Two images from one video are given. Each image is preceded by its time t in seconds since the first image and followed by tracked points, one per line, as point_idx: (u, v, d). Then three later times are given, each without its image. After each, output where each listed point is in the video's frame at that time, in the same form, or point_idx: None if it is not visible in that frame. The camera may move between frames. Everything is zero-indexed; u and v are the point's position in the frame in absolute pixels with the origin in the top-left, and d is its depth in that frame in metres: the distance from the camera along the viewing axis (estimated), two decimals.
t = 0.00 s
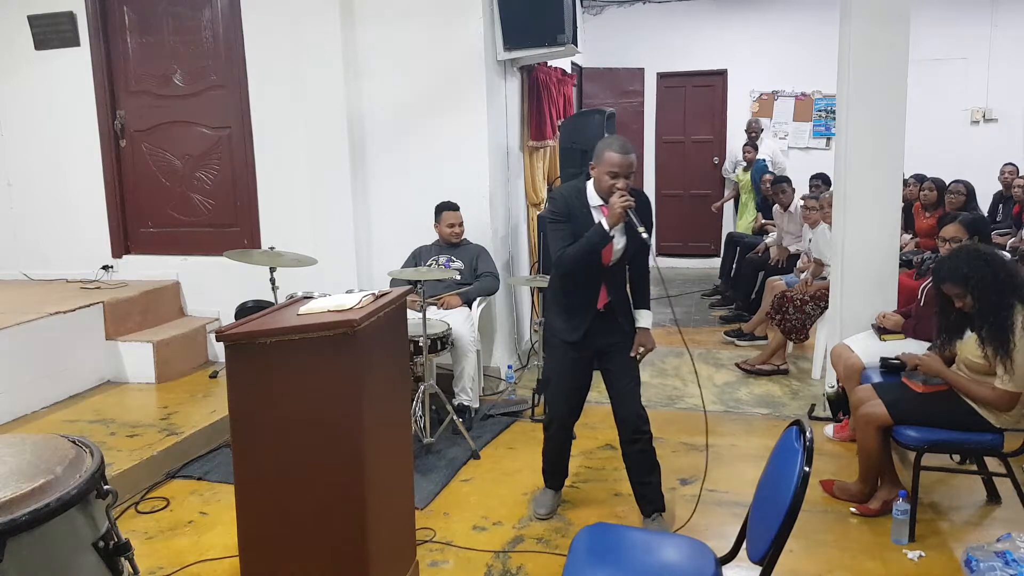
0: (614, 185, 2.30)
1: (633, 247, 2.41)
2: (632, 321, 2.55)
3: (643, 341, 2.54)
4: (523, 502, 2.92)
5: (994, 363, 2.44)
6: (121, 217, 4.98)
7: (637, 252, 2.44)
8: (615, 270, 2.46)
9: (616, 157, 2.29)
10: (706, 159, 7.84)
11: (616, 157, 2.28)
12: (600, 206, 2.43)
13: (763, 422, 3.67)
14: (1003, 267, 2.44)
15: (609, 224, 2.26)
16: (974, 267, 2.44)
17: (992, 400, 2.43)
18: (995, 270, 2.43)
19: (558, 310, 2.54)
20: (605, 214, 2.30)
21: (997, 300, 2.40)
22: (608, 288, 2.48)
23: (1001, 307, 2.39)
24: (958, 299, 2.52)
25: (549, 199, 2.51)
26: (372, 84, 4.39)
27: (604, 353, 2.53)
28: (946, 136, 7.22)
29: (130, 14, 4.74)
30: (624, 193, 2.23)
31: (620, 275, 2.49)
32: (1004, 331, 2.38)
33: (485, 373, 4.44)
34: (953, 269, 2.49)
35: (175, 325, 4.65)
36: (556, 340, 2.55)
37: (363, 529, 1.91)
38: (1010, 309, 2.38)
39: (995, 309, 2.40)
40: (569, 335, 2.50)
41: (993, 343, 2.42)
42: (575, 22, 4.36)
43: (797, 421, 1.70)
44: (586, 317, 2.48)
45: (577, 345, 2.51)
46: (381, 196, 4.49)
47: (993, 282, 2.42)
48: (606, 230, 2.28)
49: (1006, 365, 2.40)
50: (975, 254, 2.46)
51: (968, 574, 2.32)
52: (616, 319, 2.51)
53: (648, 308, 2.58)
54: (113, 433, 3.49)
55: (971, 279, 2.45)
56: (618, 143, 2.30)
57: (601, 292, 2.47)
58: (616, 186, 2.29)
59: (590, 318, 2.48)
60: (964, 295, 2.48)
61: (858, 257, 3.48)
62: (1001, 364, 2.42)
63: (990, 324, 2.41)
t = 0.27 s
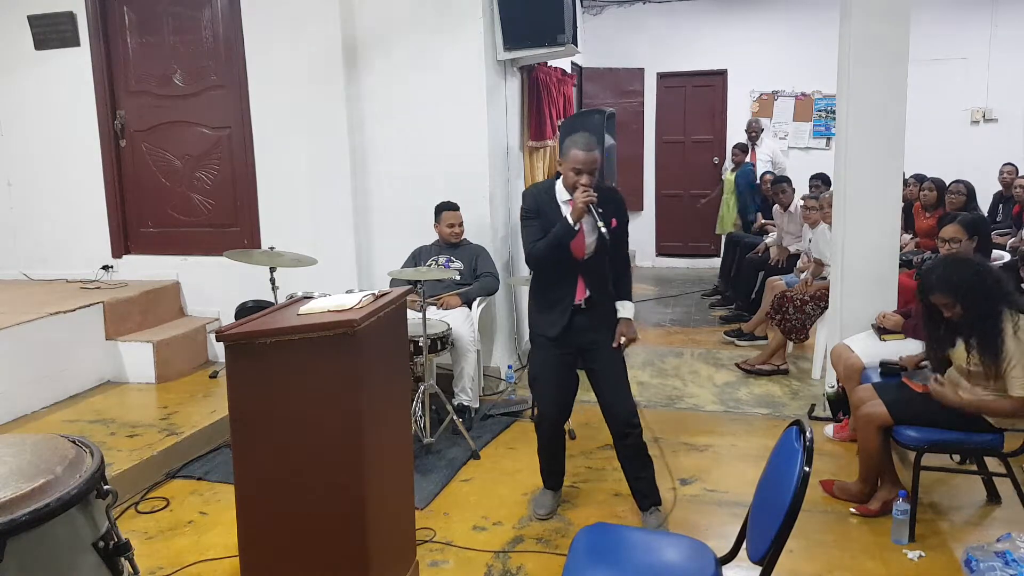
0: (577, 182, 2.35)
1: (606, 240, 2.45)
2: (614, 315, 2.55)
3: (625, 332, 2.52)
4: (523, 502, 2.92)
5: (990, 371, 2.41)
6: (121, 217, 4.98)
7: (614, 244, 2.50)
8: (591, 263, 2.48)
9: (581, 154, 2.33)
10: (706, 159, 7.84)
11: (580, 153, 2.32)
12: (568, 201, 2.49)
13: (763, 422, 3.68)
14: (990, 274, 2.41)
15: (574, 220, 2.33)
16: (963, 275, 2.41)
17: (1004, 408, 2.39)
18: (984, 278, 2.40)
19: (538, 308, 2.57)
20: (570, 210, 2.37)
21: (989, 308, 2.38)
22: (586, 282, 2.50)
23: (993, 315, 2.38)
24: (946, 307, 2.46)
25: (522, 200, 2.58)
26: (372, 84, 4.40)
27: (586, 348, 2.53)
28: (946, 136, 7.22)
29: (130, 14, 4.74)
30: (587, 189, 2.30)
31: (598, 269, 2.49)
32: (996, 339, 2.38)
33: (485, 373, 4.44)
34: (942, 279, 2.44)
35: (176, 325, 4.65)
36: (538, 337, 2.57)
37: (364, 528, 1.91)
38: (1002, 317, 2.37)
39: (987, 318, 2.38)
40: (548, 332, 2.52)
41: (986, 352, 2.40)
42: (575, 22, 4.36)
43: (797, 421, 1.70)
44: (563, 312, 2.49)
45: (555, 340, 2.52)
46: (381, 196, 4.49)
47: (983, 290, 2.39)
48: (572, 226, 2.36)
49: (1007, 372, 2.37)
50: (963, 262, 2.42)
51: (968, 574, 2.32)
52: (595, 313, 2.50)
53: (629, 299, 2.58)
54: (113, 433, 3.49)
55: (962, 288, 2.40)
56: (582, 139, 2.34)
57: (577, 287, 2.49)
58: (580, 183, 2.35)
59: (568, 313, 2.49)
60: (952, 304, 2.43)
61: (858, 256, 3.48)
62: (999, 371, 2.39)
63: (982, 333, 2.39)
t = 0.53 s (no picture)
0: (564, 172, 2.39)
1: (597, 228, 2.51)
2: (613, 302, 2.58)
3: (621, 311, 2.55)
4: (523, 502, 2.92)
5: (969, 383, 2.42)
6: (121, 217, 4.98)
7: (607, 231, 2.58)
8: (586, 255, 2.52)
9: (564, 145, 2.38)
10: (706, 159, 7.84)
11: (563, 144, 2.36)
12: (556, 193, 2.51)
13: (763, 422, 3.68)
14: (970, 287, 2.41)
15: (563, 211, 2.35)
16: (941, 288, 2.42)
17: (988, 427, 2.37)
18: (962, 291, 2.40)
19: (534, 304, 2.57)
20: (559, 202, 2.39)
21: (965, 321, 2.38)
22: (583, 275, 2.53)
23: (968, 327, 2.37)
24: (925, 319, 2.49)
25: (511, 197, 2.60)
26: (373, 84, 4.40)
27: (587, 340, 2.54)
28: (946, 136, 7.22)
29: (130, 14, 4.74)
30: (574, 179, 2.33)
31: (593, 260, 2.53)
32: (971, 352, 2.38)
33: (485, 373, 4.44)
34: (921, 291, 2.47)
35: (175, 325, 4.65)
36: (536, 334, 2.56)
37: (364, 528, 1.91)
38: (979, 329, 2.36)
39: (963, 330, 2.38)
40: (548, 326, 2.52)
41: (962, 364, 2.41)
42: (575, 22, 4.36)
43: (797, 421, 1.70)
44: (562, 305, 2.50)
45: (555, 335, 2.53)
46: (381, 196, 4.49)
47: (960, 303, 2.40)
48: (563, 216, 2.37)
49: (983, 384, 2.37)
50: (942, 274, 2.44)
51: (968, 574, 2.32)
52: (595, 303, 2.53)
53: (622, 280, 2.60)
54: (113, 433, 3.49)
55: (940, 300, 2.42)
56: (563, 130, 2.38)
57: (574, 279, 2.51)
58: (567, 173, 2.38)
59: (567, 305, 2.50)
60: (931, 316, 2.45)
61: (858, 256, 3.48)
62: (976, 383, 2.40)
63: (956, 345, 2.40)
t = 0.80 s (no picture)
0: (578, 174, 2.40)
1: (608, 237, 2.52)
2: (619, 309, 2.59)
3: (625, 336, 2.52)
4: (523, 502, 2.92)
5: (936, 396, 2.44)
6: (121, 217, 4.98)
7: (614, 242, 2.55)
8: (596, 262, 2.54)
9: (579, 147, 2.40)
10: (706, 159, 7.84)
11: (578, 146, 2.38)
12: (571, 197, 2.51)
13: (763, 422, 3.67)
14: (943, 303, 2.41)
15: (577, 211, 2.36)
16: (915, 306, 2.41)
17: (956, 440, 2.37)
18: (936, 307, 2.40)
19: (542, 307, 2.59)
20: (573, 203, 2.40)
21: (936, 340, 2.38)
22: (591, 281, 2.55)
23: (940, 346, 2.38)
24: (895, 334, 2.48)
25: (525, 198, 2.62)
26: (373, 84, 4.40)
27: (593, 346, 2.56)
28: (946, 136, 7.22)
29: (130, 14, 4.74)
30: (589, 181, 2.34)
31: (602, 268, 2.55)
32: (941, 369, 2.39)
33: (485, 373, 4.44)
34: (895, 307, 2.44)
35: (175, 325, 4.64)
36: (544, 336, 2.58)
37: (364, 528, 1.91)
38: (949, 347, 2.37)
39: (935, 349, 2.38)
40: (555, 330, 2.54)
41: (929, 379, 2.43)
42: (575, 22, 4.36)
43: (797, 421, 1.70)
44: (571, 310, 2.52)
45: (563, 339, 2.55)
46: (381, 196, 4.49)
47: (935, 322, 2.38)
48: (574, 218, 2.37)
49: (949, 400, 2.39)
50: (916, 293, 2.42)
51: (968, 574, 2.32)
52: (602, 310, 2.55)
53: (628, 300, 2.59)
54: (113, 433, 3.49)
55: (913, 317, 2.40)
56: (579, 134, 2.40)
57: (583, 285, 2.53)
58: (581, 175, 2.38)
59: (576, 311, 2.52)
60: (903, 332, 2.43)
61: (859, 257, 3.48)
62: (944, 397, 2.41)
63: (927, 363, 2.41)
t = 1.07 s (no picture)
0: (618, 158, 2.38)
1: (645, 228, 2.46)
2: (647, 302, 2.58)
3: (649, 315, 2.54)
4: (523, 502, 2.92)
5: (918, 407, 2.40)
6: (121, 217, 4.98)
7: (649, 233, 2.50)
8: (629, 255, 2.52)
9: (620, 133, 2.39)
10: (706, 159, 7.84)
11: (620, 131, 2.38)
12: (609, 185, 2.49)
13: (763, 422, 3.67)
14: (921, 315, 2.37)
15: (614, 195, 2.34)
16: (897, 317, 2.36)
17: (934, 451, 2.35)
18: (914, 319, 2.35)
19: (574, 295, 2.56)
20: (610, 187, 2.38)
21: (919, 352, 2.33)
22: (623, 275, 2.53)
23: (921, 357, 2.33)
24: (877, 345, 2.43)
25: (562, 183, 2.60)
26: (373, 84, 4.40)
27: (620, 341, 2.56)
28: (946, 136, 7.22)
29: (130, 14, 4.74)
30: (631, 166, 2.32)
31: (634, 260, 2.53)
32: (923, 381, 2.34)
33: (485, 373, 4.44)
34: (876, 319, 2.40)
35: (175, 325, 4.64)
36: (572, 328, 2.58)
37: (364, 529, 1.91)
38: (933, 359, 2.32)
39: (916, 361, 2.33)
40: (584, 322, 2.53)
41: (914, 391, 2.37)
42: (575, 22, 4.36)
43: (797, 421, 1.70)
44: (600, 305, 2.51)
45: (590, 333, 2.55)
46: (382, 196, 4.49)
47: (916, 335, 2.33)
48: (612, 202, 2.35)
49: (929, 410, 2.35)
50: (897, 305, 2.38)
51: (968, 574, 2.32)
52: (630, 305, 2.54)
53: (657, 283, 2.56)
54: (113, 433, 3.49)
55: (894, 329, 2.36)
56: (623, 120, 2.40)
57: (615, 278, 2.51)
58: (622, 158, 2.36)
59: (605, 305, 2.51)
60: (883, 345, 2.39)
61: (859, 257, 3.48)
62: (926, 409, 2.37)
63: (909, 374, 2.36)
